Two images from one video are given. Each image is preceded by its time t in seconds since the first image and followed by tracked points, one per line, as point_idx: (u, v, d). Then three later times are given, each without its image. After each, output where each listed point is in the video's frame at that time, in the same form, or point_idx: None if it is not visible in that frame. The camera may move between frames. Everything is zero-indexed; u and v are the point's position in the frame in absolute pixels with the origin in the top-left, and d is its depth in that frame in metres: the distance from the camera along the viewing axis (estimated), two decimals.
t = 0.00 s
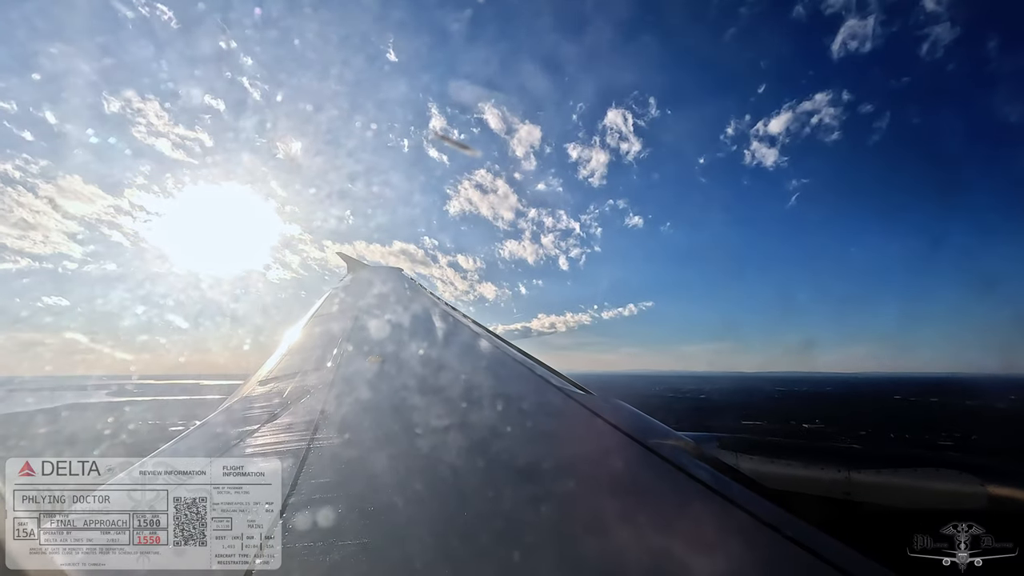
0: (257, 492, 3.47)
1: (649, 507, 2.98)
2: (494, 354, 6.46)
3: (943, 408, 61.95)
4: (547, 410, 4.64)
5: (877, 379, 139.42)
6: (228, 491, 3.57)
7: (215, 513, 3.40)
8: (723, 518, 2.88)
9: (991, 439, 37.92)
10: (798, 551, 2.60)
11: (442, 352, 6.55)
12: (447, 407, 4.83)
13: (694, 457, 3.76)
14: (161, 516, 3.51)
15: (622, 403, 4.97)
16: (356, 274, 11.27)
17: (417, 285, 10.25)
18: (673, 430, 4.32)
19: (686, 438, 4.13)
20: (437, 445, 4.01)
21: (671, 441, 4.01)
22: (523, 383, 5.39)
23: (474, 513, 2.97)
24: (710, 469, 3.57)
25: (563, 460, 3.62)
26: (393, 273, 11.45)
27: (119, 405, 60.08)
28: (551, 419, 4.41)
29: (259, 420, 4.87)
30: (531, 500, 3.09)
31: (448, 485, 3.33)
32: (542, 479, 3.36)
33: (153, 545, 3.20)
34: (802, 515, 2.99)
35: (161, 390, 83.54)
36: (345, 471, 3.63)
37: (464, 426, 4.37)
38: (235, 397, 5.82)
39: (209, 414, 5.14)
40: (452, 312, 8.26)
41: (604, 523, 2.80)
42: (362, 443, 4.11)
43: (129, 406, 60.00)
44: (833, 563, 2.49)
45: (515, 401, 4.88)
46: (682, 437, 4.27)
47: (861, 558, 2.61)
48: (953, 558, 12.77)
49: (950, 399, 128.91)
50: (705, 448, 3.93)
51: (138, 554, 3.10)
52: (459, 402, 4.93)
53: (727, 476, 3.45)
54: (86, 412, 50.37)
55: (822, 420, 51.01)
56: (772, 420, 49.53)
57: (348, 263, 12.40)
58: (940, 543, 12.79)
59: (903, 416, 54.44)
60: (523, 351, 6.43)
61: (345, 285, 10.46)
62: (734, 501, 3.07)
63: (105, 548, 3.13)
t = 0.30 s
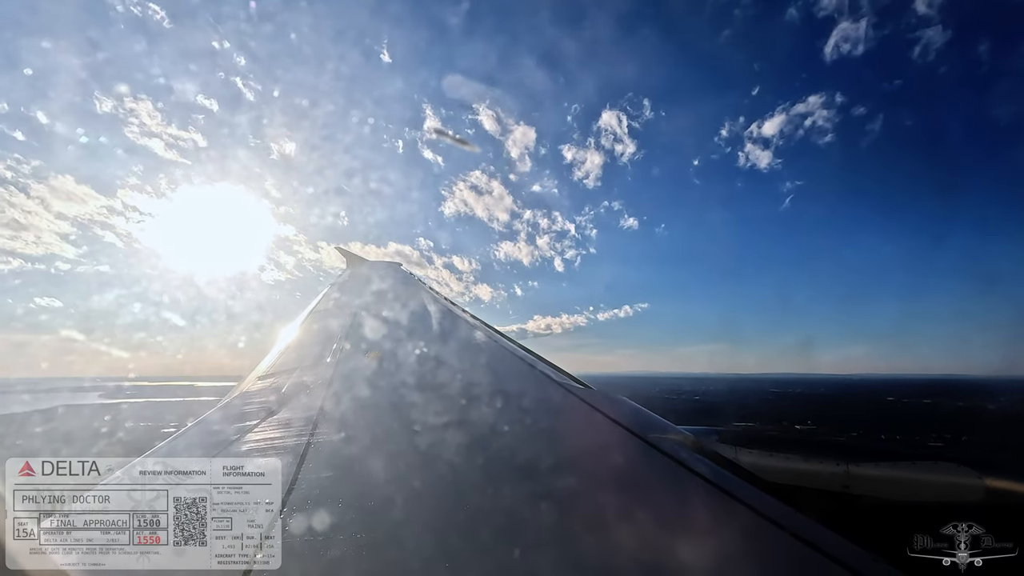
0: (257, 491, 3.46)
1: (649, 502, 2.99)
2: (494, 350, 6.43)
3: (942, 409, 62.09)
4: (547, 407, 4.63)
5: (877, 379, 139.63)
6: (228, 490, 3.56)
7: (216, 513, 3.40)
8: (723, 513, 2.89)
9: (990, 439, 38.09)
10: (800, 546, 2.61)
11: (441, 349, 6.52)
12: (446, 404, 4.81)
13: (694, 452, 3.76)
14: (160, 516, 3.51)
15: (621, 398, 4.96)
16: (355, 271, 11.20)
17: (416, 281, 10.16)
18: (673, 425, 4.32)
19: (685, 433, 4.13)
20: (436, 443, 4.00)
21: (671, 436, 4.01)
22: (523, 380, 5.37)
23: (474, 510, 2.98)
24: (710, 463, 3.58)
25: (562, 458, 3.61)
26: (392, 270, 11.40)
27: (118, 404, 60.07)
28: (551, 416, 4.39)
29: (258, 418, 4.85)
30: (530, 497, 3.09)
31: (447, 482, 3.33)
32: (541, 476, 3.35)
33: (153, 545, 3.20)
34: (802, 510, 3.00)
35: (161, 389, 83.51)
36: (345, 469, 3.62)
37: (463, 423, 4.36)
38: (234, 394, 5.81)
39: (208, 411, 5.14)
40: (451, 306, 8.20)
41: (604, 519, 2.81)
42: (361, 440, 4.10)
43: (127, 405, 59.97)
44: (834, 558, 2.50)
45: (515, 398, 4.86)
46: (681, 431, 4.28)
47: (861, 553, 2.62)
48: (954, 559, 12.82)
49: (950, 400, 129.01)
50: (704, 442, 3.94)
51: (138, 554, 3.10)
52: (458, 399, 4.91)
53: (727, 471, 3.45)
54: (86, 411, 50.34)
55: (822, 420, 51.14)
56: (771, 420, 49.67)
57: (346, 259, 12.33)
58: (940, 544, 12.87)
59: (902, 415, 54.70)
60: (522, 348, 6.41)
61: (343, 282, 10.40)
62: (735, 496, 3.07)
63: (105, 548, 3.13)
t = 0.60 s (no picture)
0: (257, 491, 3.44)
1: (647, 495, 2.99)
2: (492, 344, 6.34)
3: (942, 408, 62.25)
4: (545, 402, 4.57)
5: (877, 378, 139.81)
6: (228, 490, 3.54)
7: (216, 513, 3.39)
8: (722, 506, 2.89)
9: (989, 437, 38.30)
10: (797, 540, 2.62)
11: (439, 342, 6.40)
12: (442, 399, 4.75)
13: (692, 445, 3.77)
14: (160, 516, 3.50)
15: (619, 392, 4.94)
16: (351, 265, 10.97)
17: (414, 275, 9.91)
18: (670, 418, 4.32)
19: (683, 426, 4.14)
20: (434, 438, 3.97)
21: (668, 429, 4.01)
22: (519, 374, 5.30)
23: (470, 504, 2.98)
24: (708, 456, 3.59)
25: (559, 452, 3.58)
26: (389, 264, 11.26)
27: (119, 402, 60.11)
28: (548, 411, 4.35)
29: (256, 415, 4.82)
30: (528, 491, 3.09)
31: (445, 478, 3.32)
32: (537, 471, 3.33)
33: (153, 545, 3.20)
34: (800, 503, 3.01)
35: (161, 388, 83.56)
36: (344, 466, 3.60)
37: (460, 418, 4.31)
38: (231, 391, 5.77)
39: (206, 409, 5.11)
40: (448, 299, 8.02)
41: (601, 513, 2.82)
42: (358, 436, 4.07)
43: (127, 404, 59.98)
44: (830, 552, 2.52)
45: (512, 393, 4.80)
46: (678, 425, 4.28)
47: (860, 546, 2.64)
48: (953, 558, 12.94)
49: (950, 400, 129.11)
50: (701, 436, 3.95)
51: (138, 555, 3.09)
52: (455, 394, 4.84)
53: (725, 464, 3.45)
54: (85, 410, 50.12)
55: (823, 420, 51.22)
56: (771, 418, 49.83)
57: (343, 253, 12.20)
58: (940, 544, 12.98)
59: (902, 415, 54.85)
60: (519, 342, 6.36)
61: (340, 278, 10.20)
62: (732, 489, 3.07)
63: (105, 549, 3.13)
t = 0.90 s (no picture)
0: (256, 491, 3.41)
1: (646, 490, 2.99)
2: (494, 337, 6.11)
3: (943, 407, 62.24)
4: (547, 396, 4.42)
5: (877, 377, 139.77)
6: (227, 489, 3.53)
7: (215, 512, 3.40)
8: (723, 500, 2.89)
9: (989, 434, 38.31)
10: (797, 535, 2.62)
11: (440, 337, 6.07)
12: (443, 394, 4.59)
13: (691, 441, 3.76)
14: (161, 516, 3.53)
15: (620, 386, 4.87)
16: (350, 258, 10.34)
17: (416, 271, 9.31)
18: (670, 414, 4.30)
19: (682, 422, 4.12)
20: (435, 433, 3.89)
21: (668, 425, 3.98)
22: (521, 367, 5.12)
23: (471, 500, 2.99)
24: (707, 452, 3.58)
25: (560, 445, 3.55)
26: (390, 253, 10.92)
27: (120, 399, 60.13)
28: (550, 404, 4.25)
29: (255, 409, 4.75)
30: (528, 487, 3.09)
31: (445, 475, 3.29)
32: (538, 465, 3.33)
33: (153, 545, 3.21)
34: (800, 499, 3.00)
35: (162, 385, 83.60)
36: (344, 463, 3.54)
37: (461, 413, 4.19)
38: (229, 387, 5.65)
39: (205, 404, 5.03)
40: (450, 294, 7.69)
41: (601, 507, 2.82)
42: (358, 432, 3.99)
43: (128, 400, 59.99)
44: (829, 547, 2.52)
45: (514, 387, 4.64)
46: (678, 420, 4.26)
47: (860, 542, 2.64)
48: (953, 558, 13.03)
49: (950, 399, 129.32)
50: (700, 432, 3.94)
51: (138, 554, 3.11)
52: (455, 389, 4.66)
53: (725, 460, 3.44)
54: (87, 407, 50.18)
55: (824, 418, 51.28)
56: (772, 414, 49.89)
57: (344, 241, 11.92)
58: (940, 544, 13.05)
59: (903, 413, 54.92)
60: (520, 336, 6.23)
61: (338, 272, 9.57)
62: (732, 484, 3.07)
63: (106, 548, 3.15)
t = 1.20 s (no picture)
0: (257, 491, 3.38)
1: (645, 485, 3.00)
2: (492, 333, 6.10)
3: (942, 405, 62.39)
4: (546, 392, 4.41)
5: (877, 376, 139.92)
6: (227, 489, 3.52)
7: (215, 512, 3.39)
8: (722, 497, 2.89)
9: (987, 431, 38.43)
10: (794, 530, 2.63)
11: (439, 333, 6.06)
12: (441, 390, 4.59)
13: (689, 437, 3.77)
14: (161, 516, 3.53)
15: (618, 382, 4.86)
16: (348, 254, 10.28)
17: (415, 266, 9.25)
18: (668, 410, 4.31)
19: (680, 418, 4.13)
20: (433, 429, 3.88)
21: (667, 421, 3.99)
22: (519, 364, 5.10)
23: (469, 496, 2.99)
24: (705, 448, 3.59)
25: (559, 441, 3.55)
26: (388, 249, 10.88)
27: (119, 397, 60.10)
28: (548, 400, 4.24)
29: (253, 405, 4.73)
30: (527, 483, 3.09)
31: (444, 470, 3.29)
32: (537, 461, 3.32)
33: (153, 545, 3.21)
34: (799, 495, 3.01)
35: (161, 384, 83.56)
36: (343, 460, 3.53)
37: (459, 410, 4.19)
38: (228, 383, 5.65)
39: (203, 400, 5.03)
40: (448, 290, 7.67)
41: (600, 502, 2.83)
42: (356, 428, 3.99)
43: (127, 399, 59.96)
44: (828, 543, 2.53)
45: (512, 383, 4.63)
46: (676, 415, 4.27)
47: (859, 539, 2.64)
48: (953, 558, 13.11)
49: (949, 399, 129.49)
50: (699, 427, 3.95)
51: (138, 554, 3.11)
52: (454, 385, 4.65)
53: (723, 455, 3.45)
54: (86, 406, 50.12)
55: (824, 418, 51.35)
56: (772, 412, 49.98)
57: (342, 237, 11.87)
58: (940, 543, 13.11)
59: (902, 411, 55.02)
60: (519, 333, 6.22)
61: (335, 268, 9.52)
62: (730, 479, 3.08)
63: (107, 549, 3.16)
